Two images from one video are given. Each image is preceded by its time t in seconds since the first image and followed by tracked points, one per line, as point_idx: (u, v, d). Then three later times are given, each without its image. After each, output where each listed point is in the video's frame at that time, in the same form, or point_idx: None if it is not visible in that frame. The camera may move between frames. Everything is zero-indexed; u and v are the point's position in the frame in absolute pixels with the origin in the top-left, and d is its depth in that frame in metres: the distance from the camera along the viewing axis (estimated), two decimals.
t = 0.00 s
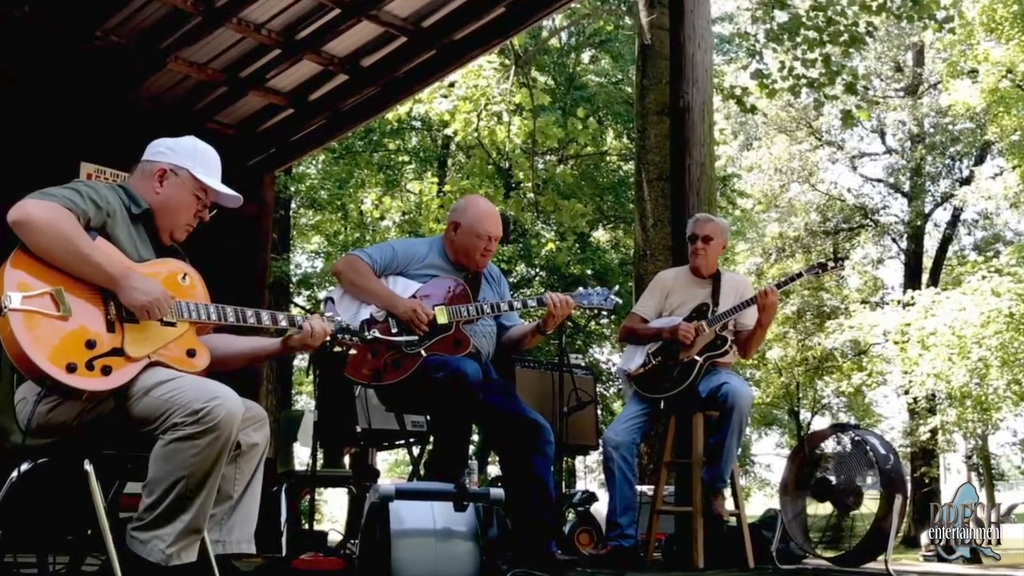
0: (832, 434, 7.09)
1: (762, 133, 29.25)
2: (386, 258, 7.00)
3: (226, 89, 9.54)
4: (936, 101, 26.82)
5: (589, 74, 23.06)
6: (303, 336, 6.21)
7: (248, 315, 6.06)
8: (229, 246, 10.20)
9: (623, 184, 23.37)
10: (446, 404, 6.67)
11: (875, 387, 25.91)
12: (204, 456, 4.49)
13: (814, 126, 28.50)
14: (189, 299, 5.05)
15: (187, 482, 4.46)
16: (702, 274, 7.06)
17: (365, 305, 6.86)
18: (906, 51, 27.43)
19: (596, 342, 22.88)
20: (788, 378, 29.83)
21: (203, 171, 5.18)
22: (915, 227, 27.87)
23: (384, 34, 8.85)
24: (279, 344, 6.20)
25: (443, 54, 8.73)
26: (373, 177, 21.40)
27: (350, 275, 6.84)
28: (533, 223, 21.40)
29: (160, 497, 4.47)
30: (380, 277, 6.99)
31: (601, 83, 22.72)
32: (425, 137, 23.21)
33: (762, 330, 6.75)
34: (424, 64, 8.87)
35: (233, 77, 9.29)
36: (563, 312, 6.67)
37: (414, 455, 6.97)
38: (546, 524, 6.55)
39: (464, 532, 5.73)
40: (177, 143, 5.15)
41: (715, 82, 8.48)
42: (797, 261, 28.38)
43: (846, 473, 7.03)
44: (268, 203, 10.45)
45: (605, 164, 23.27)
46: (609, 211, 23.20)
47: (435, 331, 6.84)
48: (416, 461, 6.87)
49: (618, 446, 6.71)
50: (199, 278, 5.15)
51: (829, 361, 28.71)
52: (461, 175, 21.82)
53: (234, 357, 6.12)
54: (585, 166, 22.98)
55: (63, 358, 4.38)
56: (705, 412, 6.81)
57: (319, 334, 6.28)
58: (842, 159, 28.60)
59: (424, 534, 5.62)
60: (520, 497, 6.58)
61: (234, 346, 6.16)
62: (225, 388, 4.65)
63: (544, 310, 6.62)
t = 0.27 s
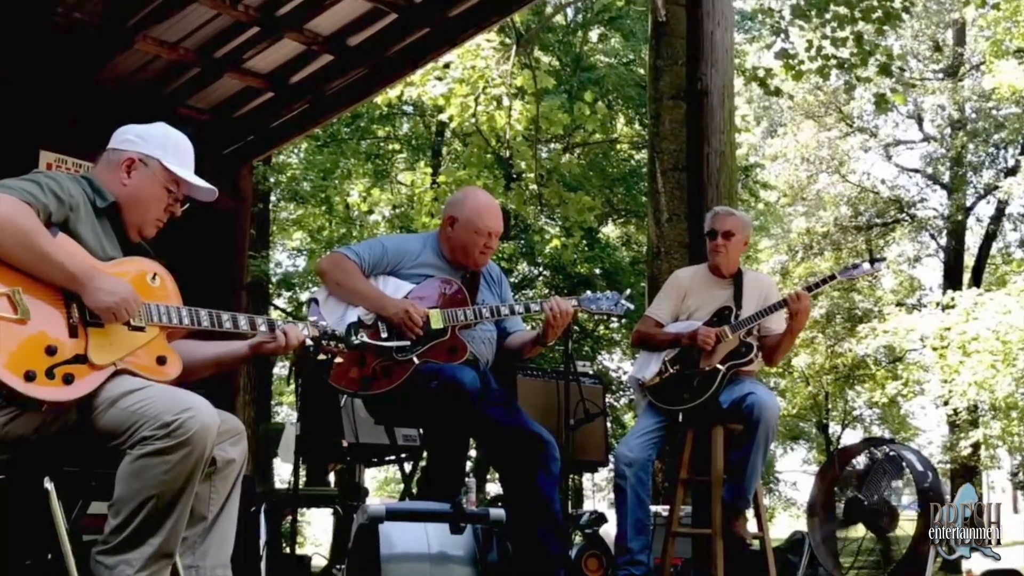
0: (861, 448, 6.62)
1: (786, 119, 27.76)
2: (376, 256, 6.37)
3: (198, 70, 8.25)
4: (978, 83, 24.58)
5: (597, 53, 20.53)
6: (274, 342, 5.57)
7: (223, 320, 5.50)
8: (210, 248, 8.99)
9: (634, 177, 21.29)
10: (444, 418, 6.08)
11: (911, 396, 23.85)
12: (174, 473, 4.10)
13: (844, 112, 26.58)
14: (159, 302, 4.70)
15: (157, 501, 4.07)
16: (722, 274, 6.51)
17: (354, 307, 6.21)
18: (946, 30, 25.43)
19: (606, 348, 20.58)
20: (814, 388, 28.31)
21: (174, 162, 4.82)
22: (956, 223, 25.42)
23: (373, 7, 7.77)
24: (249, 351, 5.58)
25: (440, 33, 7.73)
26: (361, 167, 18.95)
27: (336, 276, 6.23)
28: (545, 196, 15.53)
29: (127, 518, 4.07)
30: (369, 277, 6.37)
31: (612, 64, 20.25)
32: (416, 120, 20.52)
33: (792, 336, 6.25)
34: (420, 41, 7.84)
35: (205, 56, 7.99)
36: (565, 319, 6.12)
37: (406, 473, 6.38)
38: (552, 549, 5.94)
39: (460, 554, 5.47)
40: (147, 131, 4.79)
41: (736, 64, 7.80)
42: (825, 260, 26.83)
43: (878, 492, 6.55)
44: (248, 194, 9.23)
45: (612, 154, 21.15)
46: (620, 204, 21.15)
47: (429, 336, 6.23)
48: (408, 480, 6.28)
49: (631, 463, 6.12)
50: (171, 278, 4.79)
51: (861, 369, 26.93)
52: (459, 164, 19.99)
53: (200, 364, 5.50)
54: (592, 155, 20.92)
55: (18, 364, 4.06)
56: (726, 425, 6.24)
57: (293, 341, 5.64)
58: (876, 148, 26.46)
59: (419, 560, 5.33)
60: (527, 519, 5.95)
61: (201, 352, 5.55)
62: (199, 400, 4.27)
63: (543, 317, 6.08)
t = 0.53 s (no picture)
0: (898, 463, 7.72)
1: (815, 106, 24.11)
2: (366, 253, 5.85)
3: (172, 53, 7.73)
4: None
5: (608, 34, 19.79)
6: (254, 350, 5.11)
7: (198, 326, 5.05)
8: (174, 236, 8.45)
9: (648, 168, 20.48)
10: (438, 430, 5.54)
11: (950, 409, 20.80)
12: (148, 490, 3.61)
13: (876, 95, 23.13)
14: (130, 304, 4.23)
15: (128, 520, 3.58)
16: (745, 274, 5.98)
17: (342, 310, 5.71)
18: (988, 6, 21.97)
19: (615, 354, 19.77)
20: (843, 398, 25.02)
21: (145, 151, 4.37)
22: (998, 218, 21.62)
23: None
24: (226, 359, 5.10)
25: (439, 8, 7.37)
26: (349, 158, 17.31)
27: (323, 277, 5.71)
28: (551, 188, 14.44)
29: (96, 540, 3.58)
30: (360, 277, 5.86)
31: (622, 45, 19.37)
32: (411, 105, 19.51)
33: (821, 342, 5.72)
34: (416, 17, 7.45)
35: (182, 37, 7.50)
36: (569, 326, 5.60)
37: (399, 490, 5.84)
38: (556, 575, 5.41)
39: None
40: (114, 118, 4.33)
41: (757, 44, 7.23)
42: (858, 259, 23.08)
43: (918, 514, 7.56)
44: (226, 185, 8.70)
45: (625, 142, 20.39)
46: (633, 198, 20.40)
47: (424, 342, 5.72)
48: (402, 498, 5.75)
49: (643, 479, 5.58)
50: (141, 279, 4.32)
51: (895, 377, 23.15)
52: (457, 154, 18.79)
53: (170, 373, 4.99)
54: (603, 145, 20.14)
55: None
56: (748, 439, 5.72)
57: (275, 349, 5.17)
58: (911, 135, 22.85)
59: None
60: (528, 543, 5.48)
61: (172, 360, 5.04)
62: (175, 409, 3.79)
63: (544, 323, 5.55)
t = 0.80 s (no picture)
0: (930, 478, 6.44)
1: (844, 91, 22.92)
2: (359, 251, 5.40)
3: (149, 35, 7.26)
4: None
5: (619, 15, 19.26)
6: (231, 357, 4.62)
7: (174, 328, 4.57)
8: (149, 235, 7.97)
9: (662, 158, 19.54)
10: (437, 442, 5.05)
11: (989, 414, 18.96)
12: (124, 505, 3.51)
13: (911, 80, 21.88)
14: (103, 306, 4.11)
15: (103, 538, 3.48)
16: (769, 274, 5.54)
17: (333, 311, 5.26)
18: None
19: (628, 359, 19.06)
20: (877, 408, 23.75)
21: (119, 141, 4.20)
22: None
23: None
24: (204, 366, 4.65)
25: None
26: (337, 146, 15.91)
27: (313, 275, 5.27)
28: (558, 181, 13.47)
29: (69, 560, 3.48)
30: (352, 276, 5.40)
31: (635, 26, 18.85)
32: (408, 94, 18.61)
33: (849, 349, 5.31)
34: None
35: (160, 19, 7.05)
36: (578, 329, 5.19)
37: (395, 507, 5.42)
38: None
39: None
40: (87, 107, 4.17)
41: (782, 25, 6.79)
42: (888, 257, 21.78)
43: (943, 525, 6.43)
44: (206, 179, 8.20)
45: (638, 131, 19.43)
46: (646, 190, 19.40)
47: (420, 347, 5.28)
48: (397, 516, 5.32)
49: (659, 496, 5.16)
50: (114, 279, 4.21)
51: (930, 383, 22.63)
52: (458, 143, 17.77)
53: (147, 382, 4.65)
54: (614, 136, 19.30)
55: None
56: (772, 451, 5.28)
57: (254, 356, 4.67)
58: (947, 124, 21.66)
59: None
60: (533, 562, 5.07)
61: (150, 366, 4.69)
62: (153, 419, 3.66)
63: (551, 329, 5.14)
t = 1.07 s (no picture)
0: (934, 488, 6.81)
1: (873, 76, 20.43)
2: (353, 250, 4.99)
3: (128, 17, 6.77)
4: None
5: None
6: (216, 365, 4.14)
7: (155, 333, 4.12)
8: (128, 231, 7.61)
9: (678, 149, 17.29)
10: (432, 456, 4.64)
11: None
12: (99, 523, 3.28)
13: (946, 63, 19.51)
14: (79, 309, 3.85)
15: (78, 558, 3.26)
16: (794, 273, 5.17)
17: (323, 315, 4.85)
18: None
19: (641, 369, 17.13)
20: (909, 418, 23.12)
21: (94, 130, 3.88)
22: None
23: None
24: (187, 375, 4.19)
25: None
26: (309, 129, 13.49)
27: (302, 275, 4.86)
28: (563, 176, 12.35)
29: None
30: (344, 277, 4.99)
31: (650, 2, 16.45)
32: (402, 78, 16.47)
33: (880, 356, 4.91)
34: None
35: None
36: (588, 333, 4.81)
37: (392, 525, 5.06)
38: None
39: None
40: (60, 95, 3.86)
41: (806, 6, 6.40)
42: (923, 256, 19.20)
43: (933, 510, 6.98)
44: (188, 171, 7.86)
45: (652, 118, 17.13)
46: (661, 183, 17.24)
47: (418, 352, 4.86)
48: (393, 535, 4.96)
49: (674, 512, 4.78)
50: (89, 279, 3.93)
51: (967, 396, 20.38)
52: (456, 134, 15.54)
53: (124, 391, 4.20)
54: (626, 125, 17.02)
55: None
56: (796, 464, 4.92)
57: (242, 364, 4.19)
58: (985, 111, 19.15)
59: None
60: None
61: (128, 375, 4.24)
62: (129, 430, 3.43)
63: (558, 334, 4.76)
